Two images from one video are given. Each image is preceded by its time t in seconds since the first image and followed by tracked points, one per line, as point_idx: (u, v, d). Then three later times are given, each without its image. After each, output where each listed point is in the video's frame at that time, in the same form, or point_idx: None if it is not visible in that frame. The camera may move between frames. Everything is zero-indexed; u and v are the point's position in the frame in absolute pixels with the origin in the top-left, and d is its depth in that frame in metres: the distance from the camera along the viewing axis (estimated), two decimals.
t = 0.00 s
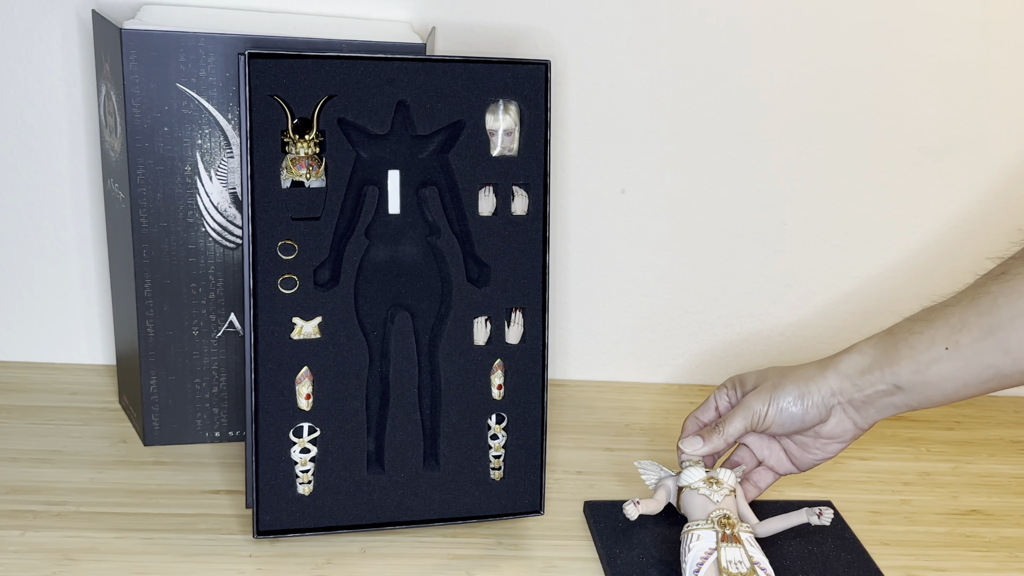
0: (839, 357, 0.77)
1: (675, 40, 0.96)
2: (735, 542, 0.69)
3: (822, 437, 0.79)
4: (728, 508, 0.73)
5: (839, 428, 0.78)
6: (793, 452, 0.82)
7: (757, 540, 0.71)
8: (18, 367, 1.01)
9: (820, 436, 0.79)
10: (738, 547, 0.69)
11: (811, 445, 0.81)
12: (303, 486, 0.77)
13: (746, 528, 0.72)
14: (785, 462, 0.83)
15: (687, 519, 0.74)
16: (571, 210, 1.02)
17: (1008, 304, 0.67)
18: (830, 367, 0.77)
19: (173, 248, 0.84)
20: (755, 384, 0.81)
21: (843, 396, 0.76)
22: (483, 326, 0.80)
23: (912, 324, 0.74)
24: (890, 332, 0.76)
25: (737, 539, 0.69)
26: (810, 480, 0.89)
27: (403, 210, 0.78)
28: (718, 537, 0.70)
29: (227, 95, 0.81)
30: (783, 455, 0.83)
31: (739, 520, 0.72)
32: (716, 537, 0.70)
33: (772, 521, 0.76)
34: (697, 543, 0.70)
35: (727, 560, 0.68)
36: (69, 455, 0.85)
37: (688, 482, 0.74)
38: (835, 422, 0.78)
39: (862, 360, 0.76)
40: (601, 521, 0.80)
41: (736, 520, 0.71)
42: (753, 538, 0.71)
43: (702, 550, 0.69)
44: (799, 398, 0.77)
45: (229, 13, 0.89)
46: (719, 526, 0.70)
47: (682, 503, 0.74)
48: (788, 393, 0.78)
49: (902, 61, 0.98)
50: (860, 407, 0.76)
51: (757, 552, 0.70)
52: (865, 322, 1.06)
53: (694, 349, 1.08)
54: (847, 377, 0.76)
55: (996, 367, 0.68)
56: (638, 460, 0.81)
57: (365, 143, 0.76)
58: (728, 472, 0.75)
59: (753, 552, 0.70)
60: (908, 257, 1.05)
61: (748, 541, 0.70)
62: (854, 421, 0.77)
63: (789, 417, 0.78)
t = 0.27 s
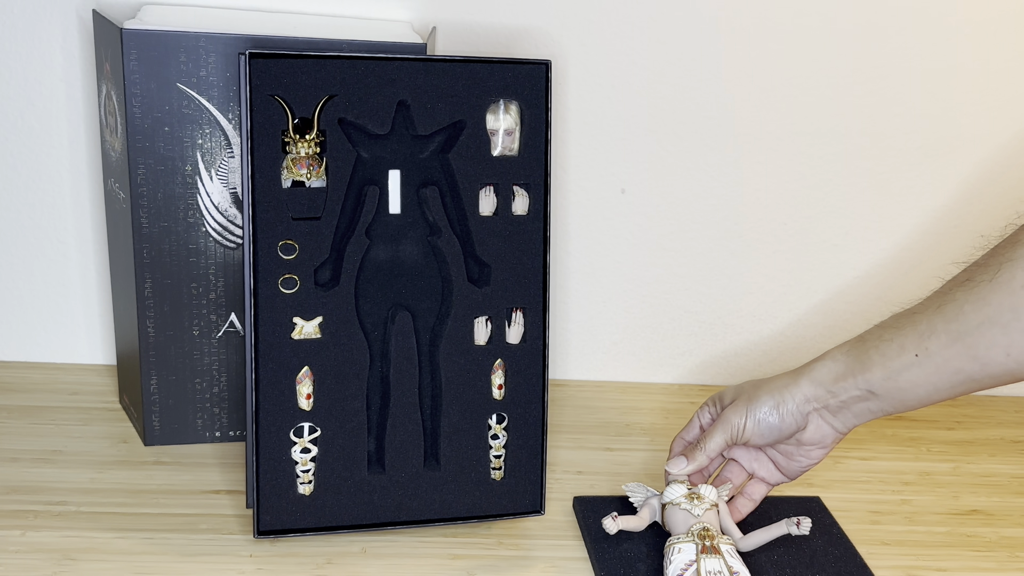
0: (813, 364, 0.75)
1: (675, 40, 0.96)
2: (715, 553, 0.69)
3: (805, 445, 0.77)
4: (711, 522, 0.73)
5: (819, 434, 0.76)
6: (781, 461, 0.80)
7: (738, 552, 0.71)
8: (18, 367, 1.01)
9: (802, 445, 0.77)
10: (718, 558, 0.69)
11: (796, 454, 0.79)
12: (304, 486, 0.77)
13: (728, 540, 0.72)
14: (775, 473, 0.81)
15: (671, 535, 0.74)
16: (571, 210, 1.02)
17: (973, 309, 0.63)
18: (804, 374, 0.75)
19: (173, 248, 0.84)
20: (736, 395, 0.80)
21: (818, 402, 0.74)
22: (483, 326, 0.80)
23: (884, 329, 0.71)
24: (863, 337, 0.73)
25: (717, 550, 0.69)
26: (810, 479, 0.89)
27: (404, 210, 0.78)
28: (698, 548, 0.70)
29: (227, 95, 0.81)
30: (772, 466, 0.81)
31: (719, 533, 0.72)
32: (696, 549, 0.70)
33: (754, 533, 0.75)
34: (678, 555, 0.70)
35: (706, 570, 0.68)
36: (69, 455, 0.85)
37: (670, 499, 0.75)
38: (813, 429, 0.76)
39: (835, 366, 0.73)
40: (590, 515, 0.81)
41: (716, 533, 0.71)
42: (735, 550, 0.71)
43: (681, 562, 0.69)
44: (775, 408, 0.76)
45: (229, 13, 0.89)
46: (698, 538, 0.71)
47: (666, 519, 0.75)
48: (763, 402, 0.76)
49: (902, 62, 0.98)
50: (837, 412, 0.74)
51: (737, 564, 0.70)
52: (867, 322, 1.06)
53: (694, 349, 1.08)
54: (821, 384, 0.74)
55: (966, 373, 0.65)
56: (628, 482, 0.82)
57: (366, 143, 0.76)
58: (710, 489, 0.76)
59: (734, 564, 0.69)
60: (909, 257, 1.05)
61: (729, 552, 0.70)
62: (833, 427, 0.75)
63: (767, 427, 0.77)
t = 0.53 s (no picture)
0: (807, 376, 0.75)
1: (675, 40, 0.96)
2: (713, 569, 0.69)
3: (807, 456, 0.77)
4: (710, 540, 0.73)
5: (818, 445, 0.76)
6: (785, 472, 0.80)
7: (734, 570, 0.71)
8: (18, 367, 1.01)
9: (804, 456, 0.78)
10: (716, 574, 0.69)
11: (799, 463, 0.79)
12: (303, 486, 0.77)
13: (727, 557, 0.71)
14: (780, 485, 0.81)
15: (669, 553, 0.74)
16: (571, 210, 1.02)
17: (969, 319, 0.63)
18: (798, 388, 0.75)
19: (173, 248, 0.84)
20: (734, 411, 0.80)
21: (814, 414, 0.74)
22: (484, 326, 0.80)
23: (878, 339, 0.70)
24: (858, 347, 0.72)
25: (714, 566, 0.69)
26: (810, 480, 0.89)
27: (404, 210, 0.78)
28: (695, 564, 0.70)
29: (227, 95, 0.81)
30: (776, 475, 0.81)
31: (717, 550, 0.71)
32: (694, 565, 0.70)
33: (753, 554, 0.73)
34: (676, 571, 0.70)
35: None
36: (69, 455, 0.85)
37: (669, 519, 0.75)
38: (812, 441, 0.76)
39: (829, 378, 0.73)
40: (577, 514, 0.81)
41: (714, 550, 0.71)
42: (732, 568, 0.71)
43: None
44: (771, 423, 0.76)
45: (229, 13, 0.89)
46: (696, 554, 0.70)
47: (665, 539, 0.75)
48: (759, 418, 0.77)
49: (903, 62, 0.98)
50: (834, 422, 0.74)
51: None
52: (867, 321, 1.06)
53: (694, 349, 1.08)
54: (816, 397, 0.74)
55: (964, 383, 0.64)
56: (628, 509, 0.81)
57: (366, 143, 0.75)
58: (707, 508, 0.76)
59: None
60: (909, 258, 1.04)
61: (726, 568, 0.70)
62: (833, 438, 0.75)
63: (765, 442, 0.77)
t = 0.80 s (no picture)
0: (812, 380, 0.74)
1: (675, 39, 0.96)
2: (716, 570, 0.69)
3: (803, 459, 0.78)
4: (712, 542, 0.73)
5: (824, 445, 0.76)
6: (789, 465, 0.81)
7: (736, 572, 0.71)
8: (17, 367, 1.01)
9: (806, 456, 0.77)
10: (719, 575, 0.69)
11: (802, 457, 0.80)
12: (303, 486, 0.77)
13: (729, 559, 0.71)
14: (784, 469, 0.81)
15: (670, 554, 0.74)
16: (571, 210, 1.02)
17: (987, 322, 0.63)
18: (803, 393, 0.74)
19: (173, 248, 0.84)
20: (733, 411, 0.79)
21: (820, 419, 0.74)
22: (484, 326, 0.80)
23: (886, 341, 0.70)
24: (863, 348, 0.72)
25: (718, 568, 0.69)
26: (810, 480, 0.89)
27: (403, 210, 0.78)
28: (699, 564, 0.70)
29: (227, 95, 0.81)
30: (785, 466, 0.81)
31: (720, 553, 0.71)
32: (697, 565, 0.69)
33: (753, 559, 0.73)
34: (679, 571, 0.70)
35: None
36: (69, 456, 0.85)
37: (672, 521, 0.75)
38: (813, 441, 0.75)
39: (835, 383, 0.72)
40: (578, 514, 0.81)
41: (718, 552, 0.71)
42: (734, 569, 0.71)
43: None
44: (777, 430, 0.75)
45: (229, 13, 0.89)
46: (700, 554, 0.70)
47: (666, 539, 0.75)
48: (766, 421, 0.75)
49: (903, 62, 0.98)
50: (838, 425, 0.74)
51: None
52: (868, 322, 1.06)
53: (694, 349, 1.08)
54: (822, 401, 0.73)
55: (978, 387, 0.64)
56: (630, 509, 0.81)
57: (365, 143, 0.76)
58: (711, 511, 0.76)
59: None
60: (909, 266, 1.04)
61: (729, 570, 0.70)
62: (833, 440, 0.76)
63: (770, 448, 0.76)
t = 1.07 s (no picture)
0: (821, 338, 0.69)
1: (675, 39, 0.96)
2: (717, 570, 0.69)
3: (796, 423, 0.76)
4: (712, 542, 0.73)
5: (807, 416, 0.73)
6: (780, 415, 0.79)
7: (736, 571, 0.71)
8: (18, 367, 1.01)
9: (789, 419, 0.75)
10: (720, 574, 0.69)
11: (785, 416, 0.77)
12: (304, 486, 0.77)
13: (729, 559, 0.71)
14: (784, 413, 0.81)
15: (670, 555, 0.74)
16: (571, 210, 1.02)
17: (1010, 305, 0.59)
18: (809, 349, 0.70)
19: (173, 248, 0.84)
20: (742, 341, 0.76)
21: (812, 379, 0.70)
22: (484, 326, 0.80)
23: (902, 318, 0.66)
24: (881, 320, 0.67)
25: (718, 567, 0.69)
26: (810, 480, 0.89)
27: (403, 210, 0.78)
28: (699, 563, 0.70)
29: (227, 95, 0.81)
30: (772, 405, 0.80)
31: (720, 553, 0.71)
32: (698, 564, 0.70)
33: (753, 559, 0.73)
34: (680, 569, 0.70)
35: None
36: (69, 456, 0.85)
37: (672, 521, 0.75)
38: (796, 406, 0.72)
39: (843, 346, 0.68)
40: (578, 514, 0.80)
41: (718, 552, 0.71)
42: (734, 569, 0.71)
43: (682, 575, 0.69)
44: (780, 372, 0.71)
45: (229, 13, 0.89)
46: (700, 554, 0.70)
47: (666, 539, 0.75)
48: (769, 366, 0.72)
49: (903, 62, 0.98)
50: (826, 395, 0.70)
51: None
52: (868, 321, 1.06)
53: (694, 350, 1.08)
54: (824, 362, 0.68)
55: (986, 375, 0.60)
56: (630, 509, 0.81)
57: (366, 143, 0.76)
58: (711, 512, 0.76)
59: None
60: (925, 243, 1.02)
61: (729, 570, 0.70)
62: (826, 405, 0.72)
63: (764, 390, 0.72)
